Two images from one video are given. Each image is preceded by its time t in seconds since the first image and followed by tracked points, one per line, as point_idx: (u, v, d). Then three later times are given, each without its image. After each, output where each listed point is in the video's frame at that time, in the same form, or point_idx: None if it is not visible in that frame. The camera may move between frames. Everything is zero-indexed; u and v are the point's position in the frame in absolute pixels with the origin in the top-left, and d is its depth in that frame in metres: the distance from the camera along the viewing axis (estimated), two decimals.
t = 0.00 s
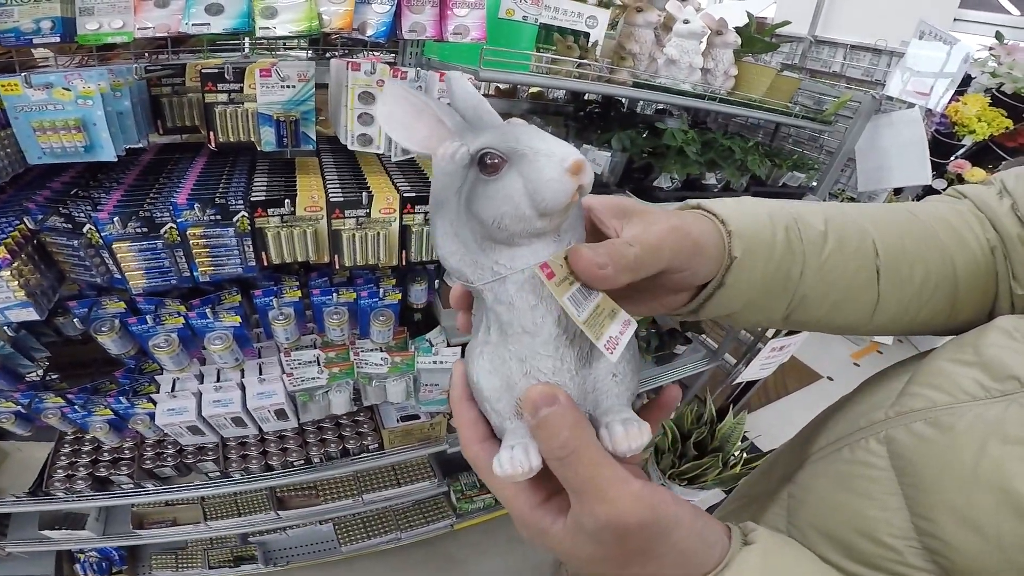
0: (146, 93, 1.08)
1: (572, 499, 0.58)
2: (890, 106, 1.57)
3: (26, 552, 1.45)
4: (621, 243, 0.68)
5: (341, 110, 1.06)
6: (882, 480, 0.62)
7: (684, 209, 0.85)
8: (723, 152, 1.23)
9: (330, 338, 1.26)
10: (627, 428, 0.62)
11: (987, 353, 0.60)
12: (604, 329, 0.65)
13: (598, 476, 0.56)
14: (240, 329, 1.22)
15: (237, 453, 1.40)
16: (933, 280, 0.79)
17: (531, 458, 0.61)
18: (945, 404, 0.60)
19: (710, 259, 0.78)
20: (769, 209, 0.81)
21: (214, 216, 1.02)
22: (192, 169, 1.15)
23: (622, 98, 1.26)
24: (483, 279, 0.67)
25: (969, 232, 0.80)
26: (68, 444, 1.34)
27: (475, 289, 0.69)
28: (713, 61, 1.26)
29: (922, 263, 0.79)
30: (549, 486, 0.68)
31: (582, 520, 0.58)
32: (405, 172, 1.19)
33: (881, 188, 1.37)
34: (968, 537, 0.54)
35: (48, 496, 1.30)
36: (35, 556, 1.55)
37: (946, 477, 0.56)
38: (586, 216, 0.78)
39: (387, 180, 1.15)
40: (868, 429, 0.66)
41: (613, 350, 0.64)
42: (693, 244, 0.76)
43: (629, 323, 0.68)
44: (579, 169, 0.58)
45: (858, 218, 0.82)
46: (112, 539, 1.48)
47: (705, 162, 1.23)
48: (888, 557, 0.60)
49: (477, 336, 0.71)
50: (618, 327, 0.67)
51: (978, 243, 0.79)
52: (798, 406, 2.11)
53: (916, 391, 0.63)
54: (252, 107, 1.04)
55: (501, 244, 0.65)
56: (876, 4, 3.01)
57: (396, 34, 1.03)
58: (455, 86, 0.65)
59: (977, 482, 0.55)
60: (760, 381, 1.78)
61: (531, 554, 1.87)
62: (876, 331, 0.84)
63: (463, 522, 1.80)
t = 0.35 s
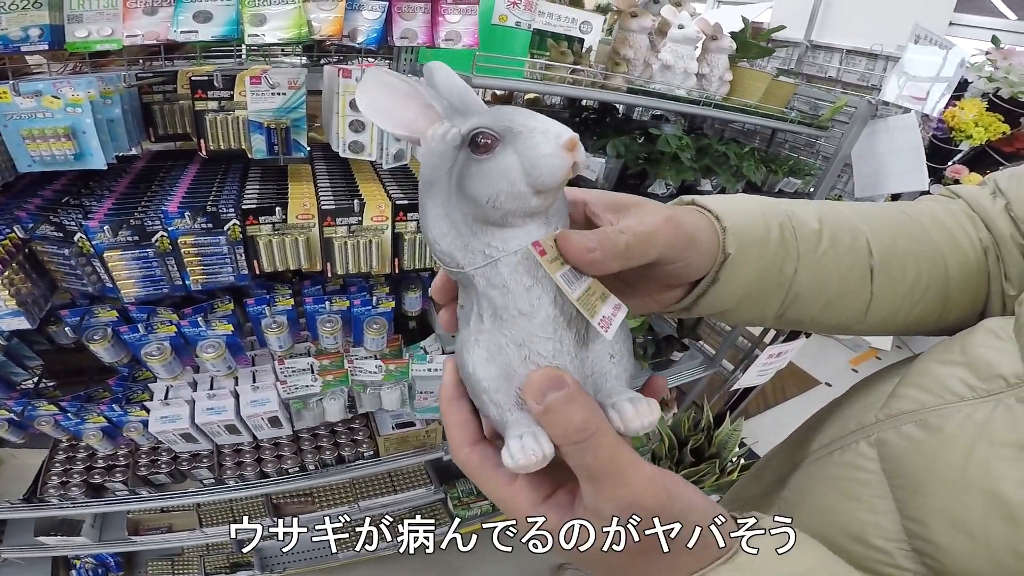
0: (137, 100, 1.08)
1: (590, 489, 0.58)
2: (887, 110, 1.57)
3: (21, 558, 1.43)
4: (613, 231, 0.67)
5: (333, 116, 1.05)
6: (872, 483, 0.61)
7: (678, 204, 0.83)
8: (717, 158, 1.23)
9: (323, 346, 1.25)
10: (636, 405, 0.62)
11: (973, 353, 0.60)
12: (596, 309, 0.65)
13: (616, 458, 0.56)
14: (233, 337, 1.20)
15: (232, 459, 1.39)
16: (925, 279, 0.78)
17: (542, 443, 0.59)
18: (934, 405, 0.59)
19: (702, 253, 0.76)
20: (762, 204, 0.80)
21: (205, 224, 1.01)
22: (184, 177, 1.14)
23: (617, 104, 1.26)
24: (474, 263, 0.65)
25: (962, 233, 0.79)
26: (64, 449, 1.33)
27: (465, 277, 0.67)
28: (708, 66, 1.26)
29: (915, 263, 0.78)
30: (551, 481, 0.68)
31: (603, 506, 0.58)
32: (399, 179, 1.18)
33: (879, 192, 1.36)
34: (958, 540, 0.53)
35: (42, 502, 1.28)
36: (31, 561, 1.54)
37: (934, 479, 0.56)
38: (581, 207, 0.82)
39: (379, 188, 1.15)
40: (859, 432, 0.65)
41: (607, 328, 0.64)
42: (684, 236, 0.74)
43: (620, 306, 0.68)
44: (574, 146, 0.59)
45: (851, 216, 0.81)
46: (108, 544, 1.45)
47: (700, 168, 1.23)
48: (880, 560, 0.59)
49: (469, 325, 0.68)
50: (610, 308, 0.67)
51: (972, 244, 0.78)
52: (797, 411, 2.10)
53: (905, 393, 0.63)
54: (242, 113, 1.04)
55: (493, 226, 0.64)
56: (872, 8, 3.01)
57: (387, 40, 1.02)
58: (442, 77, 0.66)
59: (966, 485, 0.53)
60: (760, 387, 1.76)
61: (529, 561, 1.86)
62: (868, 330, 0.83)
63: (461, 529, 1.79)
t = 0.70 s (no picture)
0: (129, 111, 1.07)
1: (613, 489, 0.58)
2: (879, 110, 1.57)
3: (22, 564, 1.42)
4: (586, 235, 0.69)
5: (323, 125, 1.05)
6: (865, 488, 0.61)
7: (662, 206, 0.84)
8: (710, 161, 1.23)
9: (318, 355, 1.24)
10: (636, 396, 0.65)
11: (961, 354, 0.61)
12: (578, 313, 0.65)
13: (640, 452, 0.58)
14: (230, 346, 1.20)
15: (231, 466, 1.39)
16: (913, 280, 0.78)
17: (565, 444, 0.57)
18: (925, 408, 0.59)
19: (683, 251, 0.77)
20: (746, 205, 0.80)
21: (198, 234, 1.01)
22: (177, 187, 1.14)
23: (609, 108, 1.26)
24: (463, 270, 0.64)
25: (947, 233, 0.79)
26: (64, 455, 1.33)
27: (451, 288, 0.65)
28: (699, 68, 1.26)
29: (903, 264, 0.78)
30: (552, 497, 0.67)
31: (628, 503, 0.58)
32: (391, 188, 1.18)
33: (872, 193, 1.35)
34: (951, 544, 0.53)
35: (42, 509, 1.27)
36: (30, 568, 1.53)
37: (925, 482, 0.56)
38: (557, 225, 0.83)
39: (371, 195, 1.15)
40: (849, 437, 0.65)
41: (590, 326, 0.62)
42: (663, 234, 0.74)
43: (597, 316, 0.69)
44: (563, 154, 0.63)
45: (835, 217, 0.81)
46: (108, 550, 1.44)
47: (693, 171, 1.23)
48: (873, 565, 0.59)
49: (456, 337, 0.65)
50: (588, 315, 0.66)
51: (957, 243, 0.78)
52: (795, 411, 2.10)
53: (893, 395, 0.63)
54: (232, 123, 1.04)
55: (482, 231, 0.64)
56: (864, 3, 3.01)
57: (374, 49, 1.02)
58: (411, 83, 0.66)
59: (958, 486, 0.54)
60: (760, 388, 1.75)
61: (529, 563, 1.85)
62: (858, 331, 0.82)
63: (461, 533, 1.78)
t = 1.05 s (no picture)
0: (129, 116, 1.08)
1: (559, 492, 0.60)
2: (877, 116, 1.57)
3: (18, 567, 1.42)
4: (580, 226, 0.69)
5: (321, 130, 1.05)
6: (848, 488, 0.62)
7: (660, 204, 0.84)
8: (707, 167, 1.23)
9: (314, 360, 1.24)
10: (598, 406, 0.64)
11: (949, 356, 0.60)
12: (537, 328, 0.63)
13: (587, 456, 0.59)
14: (227, 349, 1.20)
15: (227, 469, 1.39)
16: (907, 281, 0.77)
17: (511, 445, 0.61)
18: (910, 409, 0.59)
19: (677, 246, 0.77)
20: (742, 201, 0.80)
21: (197, 239, 1.01)
22: (177, 191, 1.15)
23: (606, 114, 1.27)
24: (439, 281, 0.65)
25: (942, 234, 0.79)
26: (62, 457, 1.33)
27: (435, 295, 0.67)
28: (695, 75, 1.27)
29: (898, 263, 0.77)
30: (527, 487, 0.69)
31: (579, 504, 0.60)
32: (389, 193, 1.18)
33: (870, 200, 1.35)
34: (932, 543, 0.54)
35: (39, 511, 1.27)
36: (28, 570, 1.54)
37: (907, 483, 0.56)
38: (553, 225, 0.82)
39: (368, 201, 1.15)
40: (837, 437, 0.65)
41: (533, 352, 0.62)
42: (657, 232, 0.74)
43: (574, 327, 0.66)
44: (525, 164, 0.59)
45: (830, 217, 0.82)
46: (104, 553, 1.44)
47: (689, 177, 1.23)
48: (851, 563, 0.60)
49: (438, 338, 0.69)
50: (556, 330, 0.65)
51: (952, 244, 0.78)
52: (794, 417, 2.09)
53: (881, 397, 0.63)
54: (230, 129, 1.04)
55: (453, 244, 0.64)
56: (864, 9, 3.02)
57: (371, 55, 1.03)
58: (392, 101, 0.67)
59: (938, 486, 0.54)
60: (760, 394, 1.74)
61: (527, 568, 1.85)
62: (853, 330, 0.82)
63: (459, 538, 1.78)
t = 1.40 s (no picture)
0: (137, 118, 1.09)
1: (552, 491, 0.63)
2: (880, 125, 1.57)
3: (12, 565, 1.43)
4: (585, 239, 0.64)
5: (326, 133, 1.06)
6: (842, 490, 0.63)
7: (677, 200, 0.78)
8: (709, 175, 1.24)
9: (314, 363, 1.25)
10: (579, 430, 0.64)
11: (942, 364, 0.61)
12: (537, 339, 0.59)
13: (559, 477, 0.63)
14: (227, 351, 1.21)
15: (225, 471, 1.39)
16: (917, 285, 0.76)
17: (489, 458, 0.66)
18: (902, 415, 0.60)
19: (695, 255, 0.72)
20: (772, 201, 0.74)
21: (201, 241, 1.02)
22: (182, 193, 1.16)
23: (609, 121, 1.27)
24: (432, 286, 0.65)
25: (949, 240, 0.78)
26: (59, 458, 1.33)
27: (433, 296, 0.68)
28: (699, 83, 1.27)
29: (910, 268, 0.75)
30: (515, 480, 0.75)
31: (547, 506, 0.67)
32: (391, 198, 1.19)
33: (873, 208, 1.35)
34: (920, 547, 0.55)
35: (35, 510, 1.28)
36: (23, 568, 1.54)
37: (898, 487, 0.57)
38: (566, 216, 0.80)
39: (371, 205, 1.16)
40: (831, 442, 0.66)
41: (535, 364, 0.58)
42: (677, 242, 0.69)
43: (577, 338, 0.62)
44: (488, 174, 0.55)
45: (852, 220, 0.78)
46: (99, 553, 1.45)
47: (691, 185, 1.24)
48: (841, 564, 0.61)
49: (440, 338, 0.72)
50: (560, 340, 0.61)
51: (958, 250, 0.77)
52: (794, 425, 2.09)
53: (876, 403, 0.63)
54: (237, 132, 1.05)
55: (438, 251, 0.63)
56: (868, 18, 3.02)
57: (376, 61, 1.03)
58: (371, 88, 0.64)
59: (927, 489, 0.55)
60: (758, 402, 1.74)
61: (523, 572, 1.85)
62: (860, 334, 0.79)
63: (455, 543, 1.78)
